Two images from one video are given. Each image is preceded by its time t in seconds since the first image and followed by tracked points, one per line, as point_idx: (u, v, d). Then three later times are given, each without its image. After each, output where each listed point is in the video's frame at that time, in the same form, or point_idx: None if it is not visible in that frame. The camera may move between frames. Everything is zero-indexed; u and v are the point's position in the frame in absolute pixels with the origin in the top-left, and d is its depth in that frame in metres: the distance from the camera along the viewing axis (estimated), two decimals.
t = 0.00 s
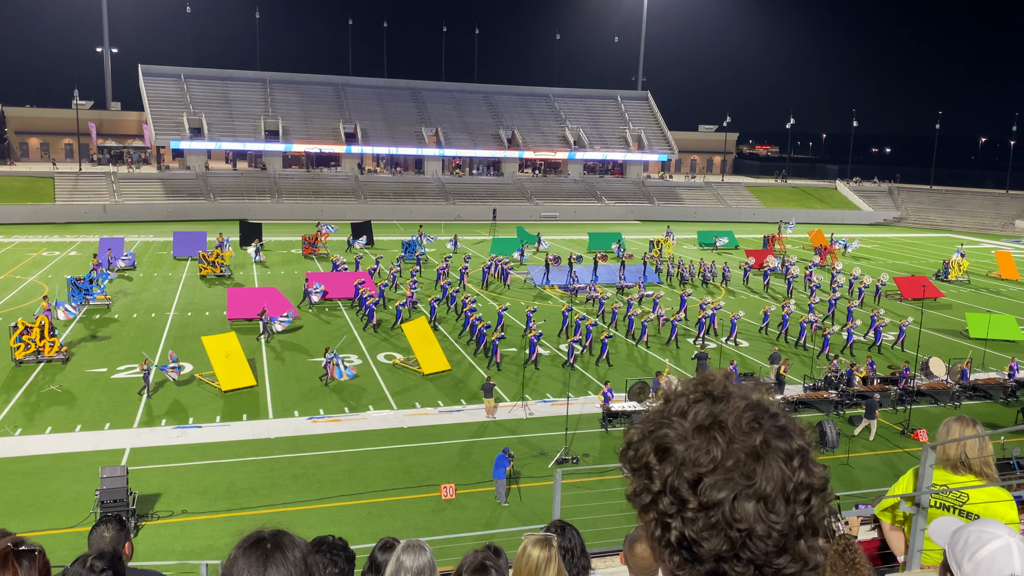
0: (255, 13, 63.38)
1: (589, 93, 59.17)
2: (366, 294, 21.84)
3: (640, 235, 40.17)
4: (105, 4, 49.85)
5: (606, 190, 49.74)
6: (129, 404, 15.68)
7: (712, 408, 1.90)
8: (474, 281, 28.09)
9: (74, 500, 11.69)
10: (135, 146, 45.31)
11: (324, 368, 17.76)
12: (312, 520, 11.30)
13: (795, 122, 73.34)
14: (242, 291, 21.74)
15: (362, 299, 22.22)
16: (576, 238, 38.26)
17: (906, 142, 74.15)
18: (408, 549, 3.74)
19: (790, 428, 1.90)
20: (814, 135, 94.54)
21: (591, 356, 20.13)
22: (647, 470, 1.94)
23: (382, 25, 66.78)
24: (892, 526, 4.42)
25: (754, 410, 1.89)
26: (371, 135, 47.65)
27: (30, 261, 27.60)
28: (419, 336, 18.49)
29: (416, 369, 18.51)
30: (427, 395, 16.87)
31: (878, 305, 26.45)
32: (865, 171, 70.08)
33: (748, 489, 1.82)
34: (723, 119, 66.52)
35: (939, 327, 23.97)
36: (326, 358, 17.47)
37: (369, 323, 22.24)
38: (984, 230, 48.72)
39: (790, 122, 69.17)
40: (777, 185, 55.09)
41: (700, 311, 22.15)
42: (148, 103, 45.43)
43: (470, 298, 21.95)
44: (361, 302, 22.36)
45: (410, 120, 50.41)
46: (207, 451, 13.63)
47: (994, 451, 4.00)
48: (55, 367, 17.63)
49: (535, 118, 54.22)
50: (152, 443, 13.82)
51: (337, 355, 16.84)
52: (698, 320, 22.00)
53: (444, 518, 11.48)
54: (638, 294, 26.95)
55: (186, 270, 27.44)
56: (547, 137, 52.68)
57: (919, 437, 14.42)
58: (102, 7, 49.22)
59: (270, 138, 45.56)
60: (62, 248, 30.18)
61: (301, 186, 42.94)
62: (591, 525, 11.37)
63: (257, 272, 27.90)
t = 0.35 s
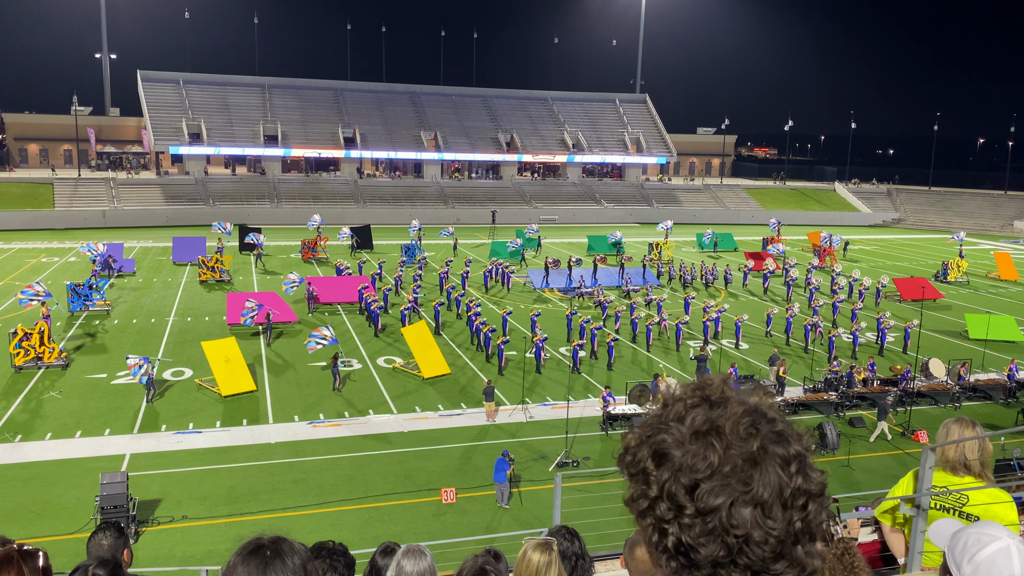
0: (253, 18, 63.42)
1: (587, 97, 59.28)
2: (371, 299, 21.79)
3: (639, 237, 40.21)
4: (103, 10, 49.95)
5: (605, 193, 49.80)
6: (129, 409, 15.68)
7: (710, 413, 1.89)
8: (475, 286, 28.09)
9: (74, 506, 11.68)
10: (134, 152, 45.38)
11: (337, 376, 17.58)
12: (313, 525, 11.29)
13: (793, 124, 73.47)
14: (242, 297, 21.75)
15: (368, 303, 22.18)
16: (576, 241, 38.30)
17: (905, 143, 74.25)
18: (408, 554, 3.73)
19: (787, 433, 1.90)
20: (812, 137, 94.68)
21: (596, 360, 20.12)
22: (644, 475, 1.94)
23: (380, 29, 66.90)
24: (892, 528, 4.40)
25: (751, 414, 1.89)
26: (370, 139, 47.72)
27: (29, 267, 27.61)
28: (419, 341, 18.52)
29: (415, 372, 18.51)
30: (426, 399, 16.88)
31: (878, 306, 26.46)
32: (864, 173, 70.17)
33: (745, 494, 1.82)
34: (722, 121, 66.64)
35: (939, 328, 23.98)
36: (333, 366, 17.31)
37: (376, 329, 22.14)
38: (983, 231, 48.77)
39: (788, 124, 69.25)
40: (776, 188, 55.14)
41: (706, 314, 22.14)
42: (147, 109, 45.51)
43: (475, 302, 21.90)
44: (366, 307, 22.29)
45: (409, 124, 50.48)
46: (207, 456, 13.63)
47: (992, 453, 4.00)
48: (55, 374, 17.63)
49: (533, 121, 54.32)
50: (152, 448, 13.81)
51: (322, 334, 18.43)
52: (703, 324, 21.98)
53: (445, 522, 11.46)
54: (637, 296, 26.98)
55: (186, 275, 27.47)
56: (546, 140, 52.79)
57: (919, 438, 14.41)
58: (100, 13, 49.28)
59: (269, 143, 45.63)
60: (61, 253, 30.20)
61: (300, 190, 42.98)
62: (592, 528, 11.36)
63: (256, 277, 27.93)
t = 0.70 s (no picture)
0: (252, 21, 63.47)
1: (586, 98, 59.32)
2: (375, 302, 21.76)
3: (639, 238, 40.24)
4: (102, 14, 49.97)
5: (604, 194, 49.80)
6: (129, 413, 15.68)
7: (715, 415, 1.88)
8: (476, 288, 28.08)
9: (74, 510, 11.67)
10: (133, 155, 45.39)
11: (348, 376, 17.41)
12: (314, 528, 11.28)
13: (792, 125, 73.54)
14: (242, 300, 21.75)
15: (372, 307, 22.14)
16: (575, 243, 38.31)
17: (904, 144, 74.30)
18: (410, 556, 3.73)
19: (794, 435, 1.88)
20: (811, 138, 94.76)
21: (603, 362, 20.10)
22: (649, 477, 1.94)
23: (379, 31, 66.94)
24: (893, 528, 4.38)
25: (756, 418, 1.88)
26: (369, 142, 47.74)
27: (29, 271, 27.61)
28: (419, 343, 18.56)
29: (415, 374, 18.51)
30: (427, 401, 16.86)
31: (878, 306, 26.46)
32: (863, 173, 70.21)
33: (749, 498, 1.81)
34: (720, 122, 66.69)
35: (939, 328, 23.98)
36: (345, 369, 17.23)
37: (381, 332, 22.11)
38: (982, 230, 48.76)
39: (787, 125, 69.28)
40: (775, 188, 55.15)
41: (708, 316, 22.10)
42: (146, 112, 45.51)
43: (480, 306, 21.87)
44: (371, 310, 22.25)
45: (408, 126, 50.50)
46: (208, 459, 13.62)
47: (993, 453, 3.99)
48: (55, 377, 17.63)
49: (532, 123, 54.34)
50: (152, 452, 13.81)
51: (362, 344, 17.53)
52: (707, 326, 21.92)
53: (445, 525, 11.45)
54: (637, 297, 27.00)
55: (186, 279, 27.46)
56: (545, 142, 52.81)
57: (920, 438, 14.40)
58: (99, 17, 49.29)
59: (269, 146, 45.65)
60: (61, 257, 30.19)
61: (300, 193, 42.98)
62: (593, 530, 11.33)
63: (256, 280, 27.92)
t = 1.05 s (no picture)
0: (250, 22, 63.39)
1: (585, 98, 59.37)
2: (379, 304, 21.72)
3: (638, 239, 40.25)
4: (100, 14, 49.90)
5: (603, 194, 49.79)
6: (128, 415, 15.67)
7: (703, 414, 1.88)
8: (477, 289, 28.04)
9: (73, 512, 11.65)
10: (132, 157, 45.36)
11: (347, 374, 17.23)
12: (313, 529, 11.28)
13: (791, 125, 73.57)
14: (241, 301, 21.74)
15: (376, 310, 22.09)
16: (575, 243, 38.30)
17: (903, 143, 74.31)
18: (409, 558, 3.72)
19: (784, 434, 1.87)
20: (810, 137, 94.80)
21: (609, 363, 20.10)
22: (639, 473, 1.95)
23: (378, 31, 66.87)
24: (893, 528, 4.38)
25: (743, 414, 1.87)
26: (367, 143, 47.73)
27: (28, 273, 27.57)
28: (418, 344, 18.62)
29: (415, 375, 18.51)
30: (426, 401, 16.88)
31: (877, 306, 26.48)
32: (862, 173, 70.27)
33: (730, 494, 1.81)
34: (719, 122, 66.71)
35: (938, 327, 24.01)
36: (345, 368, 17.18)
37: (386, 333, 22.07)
38: (982, 230, 48.78)
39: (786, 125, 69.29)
40: (774, 188, 55.17)
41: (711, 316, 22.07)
42: (145, 114, 45.46)
43: (483, 308, 21.85)
44: (376, 312, 22.21)
45: (407, 127, 50.47)
46: (207, 460, 13.61)
47: (992, 452, 3.99)
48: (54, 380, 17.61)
49: (531, 123, 54.34)
50: (151, 453, 13.80)
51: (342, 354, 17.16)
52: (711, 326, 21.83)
53: (445, 525, 11.45)
54: (636, 297, 27.02)
55: (185, 280, 27.43)
56: (544, 143, 52.81)
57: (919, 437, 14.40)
58: (98, 18, 49.22)
59: (268, 147, 45.66)
60: (60, 258, 30.16)
61: (299, 194, 42.97)
62: (593, 530, 11.33)
63: (255, 281, 27.90)
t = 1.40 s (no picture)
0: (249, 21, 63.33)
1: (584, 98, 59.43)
2: (383, 304, 21.72)
3: (637, 238, 40.26)
4: (99, 14, 49.88)
5: (602, 194, 49.79)
6: (127, 414, 15.67)
7: (706, 415, 1.88)
8: (478, 289, 28.05)
9: (73, 512, 11.65)
10: (131, 156, 45.32)
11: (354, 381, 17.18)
12: (313, 528, 11.27)
13: (790, 125, 73.61)
14: (239, 300, 21.72)
15: (381, 310, 22.08)
16: (574, 243, 38.29)
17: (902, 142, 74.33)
18: (408, 557, 3.72)
19: (787, 434, 1.87)
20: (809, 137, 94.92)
21: (613, 364, 20.11)
22: (641, 474, 1.95)
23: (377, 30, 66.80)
24: (893, 527, 4.40)
25: (746, 415, 1.88)
26: (366, 142, 47.67)
27: (27, 272, 27.55)
28: (417, 344, 18.60)
29: (414, 374, 18.50)
30: (426, 401, 16.88)
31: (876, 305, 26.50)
32: (861, 172, 70.28)
33: (735, 495, 1.81)
34: (718, 121, 66.73)
35: (938, 326, 24.03)
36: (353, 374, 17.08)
37: (388, 333, 22.07)
38: (981, 229, 48.79)
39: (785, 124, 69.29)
40: (773, 188, 55.18)
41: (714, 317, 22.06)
42: (144, 113, 45.41)
43: (485, 308, 21.86)
44: (379, 313, 22.21)
45: (406, 126, 50.41)
46: (206, 460, 13.61)
47: (992, 451, 3.99)
48: (53, 379, 17.60)
49: (530, 123, 54.37)
50: (151, 453, 13.79)
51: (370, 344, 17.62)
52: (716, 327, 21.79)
53: (444, 525, 11.44)
54: (635, 297, 27.07)
55: (184, 280, 27.42)
56: (543, 142, 52.79)
57: (918, 436, 14.41)
58: (96, 18, 49.25)
59: (266, 146, 45.63)
60: (59, 258, 30.15)
61: (298, 193, 42.97)
62: (592, 529, 11.33)
63: (254, 281, 27.88)
